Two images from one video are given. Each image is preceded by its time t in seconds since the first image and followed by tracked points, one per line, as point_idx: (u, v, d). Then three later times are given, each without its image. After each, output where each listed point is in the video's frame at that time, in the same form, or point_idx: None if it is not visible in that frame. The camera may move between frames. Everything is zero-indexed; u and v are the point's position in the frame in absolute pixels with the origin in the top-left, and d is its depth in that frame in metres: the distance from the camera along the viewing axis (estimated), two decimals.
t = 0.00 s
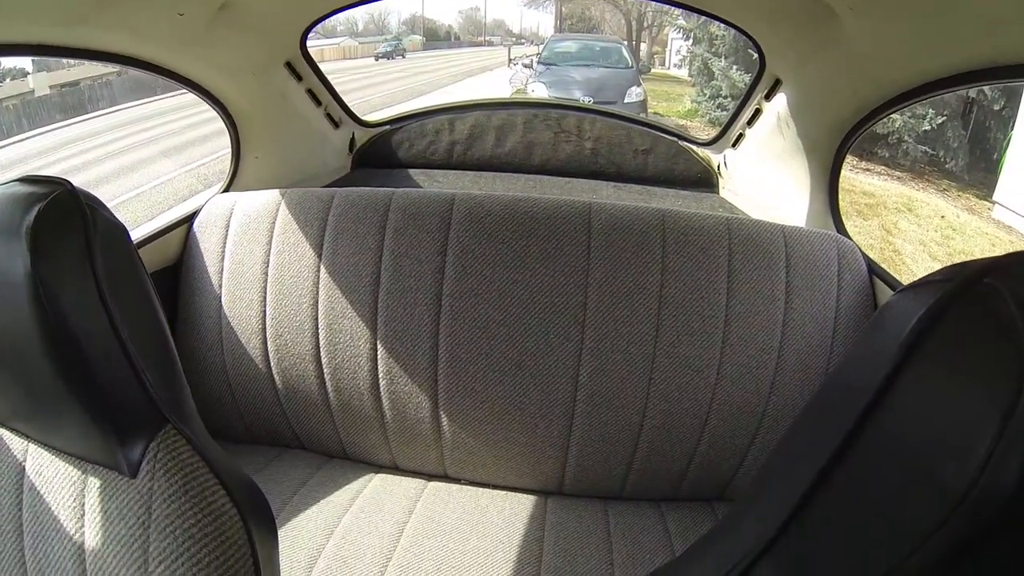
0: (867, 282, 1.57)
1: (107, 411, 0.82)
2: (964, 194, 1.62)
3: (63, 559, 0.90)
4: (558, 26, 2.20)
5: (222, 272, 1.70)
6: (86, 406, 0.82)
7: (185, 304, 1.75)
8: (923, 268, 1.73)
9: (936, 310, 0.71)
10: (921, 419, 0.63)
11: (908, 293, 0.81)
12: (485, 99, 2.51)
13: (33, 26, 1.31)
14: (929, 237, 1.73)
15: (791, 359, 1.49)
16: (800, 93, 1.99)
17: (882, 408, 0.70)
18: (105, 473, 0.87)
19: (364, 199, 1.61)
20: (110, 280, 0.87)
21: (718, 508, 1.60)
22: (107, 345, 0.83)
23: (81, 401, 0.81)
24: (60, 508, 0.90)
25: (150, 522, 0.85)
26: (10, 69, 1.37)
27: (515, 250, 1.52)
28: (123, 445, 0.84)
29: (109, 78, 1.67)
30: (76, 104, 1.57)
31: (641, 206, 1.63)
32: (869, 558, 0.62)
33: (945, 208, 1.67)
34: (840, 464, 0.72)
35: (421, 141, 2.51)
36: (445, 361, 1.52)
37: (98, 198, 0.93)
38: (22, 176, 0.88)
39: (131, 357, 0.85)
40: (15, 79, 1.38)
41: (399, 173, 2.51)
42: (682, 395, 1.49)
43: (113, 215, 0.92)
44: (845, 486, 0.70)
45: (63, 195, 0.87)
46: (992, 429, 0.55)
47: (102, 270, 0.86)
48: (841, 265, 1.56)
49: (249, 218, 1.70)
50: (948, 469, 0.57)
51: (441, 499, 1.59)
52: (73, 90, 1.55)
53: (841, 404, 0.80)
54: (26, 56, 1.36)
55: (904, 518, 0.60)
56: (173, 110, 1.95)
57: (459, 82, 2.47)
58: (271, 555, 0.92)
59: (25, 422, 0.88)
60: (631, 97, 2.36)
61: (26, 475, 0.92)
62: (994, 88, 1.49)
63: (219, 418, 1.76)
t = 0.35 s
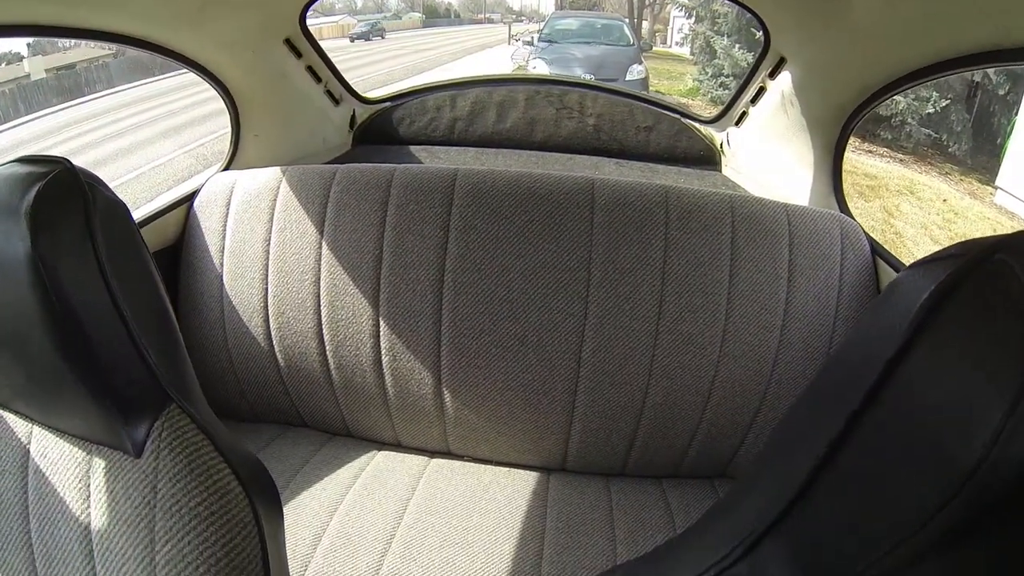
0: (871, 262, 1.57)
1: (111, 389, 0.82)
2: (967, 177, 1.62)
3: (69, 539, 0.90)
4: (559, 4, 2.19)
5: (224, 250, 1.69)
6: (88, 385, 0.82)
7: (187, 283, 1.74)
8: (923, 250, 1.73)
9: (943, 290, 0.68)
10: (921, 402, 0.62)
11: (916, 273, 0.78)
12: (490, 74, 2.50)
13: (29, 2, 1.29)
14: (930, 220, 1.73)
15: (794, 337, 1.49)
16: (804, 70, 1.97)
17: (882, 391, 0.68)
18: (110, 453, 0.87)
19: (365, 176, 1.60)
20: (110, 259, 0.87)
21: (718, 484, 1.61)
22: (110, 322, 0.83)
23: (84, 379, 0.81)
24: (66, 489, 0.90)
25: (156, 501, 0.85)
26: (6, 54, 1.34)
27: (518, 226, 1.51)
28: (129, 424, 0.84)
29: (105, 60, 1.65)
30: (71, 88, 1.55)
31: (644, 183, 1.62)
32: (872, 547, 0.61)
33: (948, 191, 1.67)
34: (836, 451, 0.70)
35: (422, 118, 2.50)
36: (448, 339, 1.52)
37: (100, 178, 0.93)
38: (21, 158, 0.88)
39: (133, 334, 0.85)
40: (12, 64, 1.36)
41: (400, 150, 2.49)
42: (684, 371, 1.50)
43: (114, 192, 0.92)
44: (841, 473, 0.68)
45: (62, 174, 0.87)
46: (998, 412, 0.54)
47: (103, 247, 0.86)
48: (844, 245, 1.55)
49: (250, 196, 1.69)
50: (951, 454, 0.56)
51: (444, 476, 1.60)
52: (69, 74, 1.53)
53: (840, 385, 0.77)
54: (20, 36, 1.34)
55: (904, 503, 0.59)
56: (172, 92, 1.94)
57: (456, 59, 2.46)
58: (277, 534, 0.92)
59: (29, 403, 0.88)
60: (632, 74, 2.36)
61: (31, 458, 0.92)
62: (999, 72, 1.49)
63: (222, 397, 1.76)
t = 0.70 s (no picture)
0: (875, 254, 1.57)
1: (125, 381, 0.82)
2: (967, 171, 1.61)
3: (81, 533, 0.90)
4: None
5: (230, 242, 1.69)
6: (99, 374, 0.81)
7: (193, 274, 1.74)
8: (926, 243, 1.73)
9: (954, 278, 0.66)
10: (927, 391, 0.60)
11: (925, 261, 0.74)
12: (495, 65, 2.47)
13: None
14: (932, 214, 1.73)
15: (799, 328, 1.50)
16: (809, 60, 1.96)
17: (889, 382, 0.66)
18: (122, 445, 0.87)
19: (372, 166, 1.60)
20: (122, 248, 0.86)
21: (723, 474, 1.62)
22: (122, 313, 0.83)
23: (98, 370, 0.81)
24: (78, 483, 0.90)
25: (170, 495, 0.85)
26: (4, 48, 1.34)
27: (524, 217, 1.51)
28: (143, 415, 0.84)
29: (104, 52, 1.64)
30: (71, 81, 1.55)
31: (651, 173, 1.62)
32: (868, 537, 0.59)
33: (948, 183, 1.67)
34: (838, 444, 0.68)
35: (426, 108, 2.49)
36: (455, 329, 1.53)
37: (109, 165, 0.92)
38: (31, 146, 0.87)
39: (145, 325, 0.85)
40: (10, 58, 1.36)
41: (404, 141, 2.50)
42: (691, 361, 1.50)
43: (124, 180, 0.91)
44: (842, 465, 0.66)
45: (72, 163, 0.86)
46: (1005, 400, 0.52)
47: (115, 237, 0.85)
48: (849, 236, 1.55)
49: (255, 187, 1.69)
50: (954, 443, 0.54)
51: (452, 465, 1.61)
52: (67, 69, 1.53)
53: (848, 382, 0.74)
54: (20, 29, 1.33)
55: (904, 492, 0.57)
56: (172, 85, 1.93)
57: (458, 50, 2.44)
58: (292, 522, 0.93)
59: (41, 396, 0.88)
60: (634, 65, 2.35)
61: (42, 452, 0.92)
62: (1000, 66, 1.50)
63: (228, 389, 1.77)
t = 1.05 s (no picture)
0: (879, 255, 1.57)
1: (129, 386, 0.82)
2: (967, 171, 1.61)
3: (85, 537, 0.90)
4: None
5: (232, 243, 1.69)
6: (105, 379, 0.81)
7: (195, 277, 1.74)
8: (928, 245, 1.70)
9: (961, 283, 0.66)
10: (935, 398, 0.60)
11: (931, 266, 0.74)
12: (496, 66, 2.49)
13: None
14: (932, 213, 1.72)
15: (803, 329, 1.49)
16: (811, 61, 1.96)
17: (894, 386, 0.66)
18: (127, 450, 0.87)
19: (376, 167, 1.60)
20: (126, 252, 0.86)
21: (727, 476, 1.62)
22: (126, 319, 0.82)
23: (103, 375, 0.81)
24: (83, 488, 0.89)
25: (176, 501, 0.85)
26: (4, 48, 1.33)
27: (528, 220, 1.51)
28: (147, 421, 0.84)
29: (105, 53, 1.63)
30: (71, 81, 1.54)
31: (655, 174, 1.62)
32: (875, 541, 0.60)
33: (949, 184, 1.66)
34: (843, 449, 0.67)
35: (429, 110, 2.48)
36: (459, 331, 1.52)
37: (114, 169, 0.91)
38: (34, 149, 0.86)
39: (150, 329, 0.84)
40: (11, 60, 1.35)
41: (405, 142, 2.49)
42: (695, 362, 1.50)
43: (127, 183, 0.90)
44: (849, 471, 0.66)
45: (75, 166, 0.85)
46: (1017, 410, 0.53)
47: (118, 241, 0.85)
48: (853, 238, 1.55)
49: (258, 189, 1.68)
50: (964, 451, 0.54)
51: (456, 467, 1.61)
52: (66, 69, 1.52)
53: (851, 387, 0.73)
54: (20, 30, 1.32)
55: (911, 497, 0.58)
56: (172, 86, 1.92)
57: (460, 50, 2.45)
58: (297, 526, 0.93)
59: (46, 400, 0.88)
60: (636, 65, 2.35)
61: (46, 457, 0.92)
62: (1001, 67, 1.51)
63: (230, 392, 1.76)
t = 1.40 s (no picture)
0: (879, 254, 1.57)
1: (134, 384, 0.82)
2: (968, 170, 1.61)
3: (88, 536, 0.90)
4: None
5: (234, 244, 1.69)
6: (111, 380, 0.81)
7: (196, 277, 1.74)
8: (927, 243, 1.70)
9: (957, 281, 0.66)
10: (935, 395, 0.60)
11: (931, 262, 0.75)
12: (496, 66, 2.49)
13: None
14: (932, 211, 1.71)
15: (804, 327, 1.50)
16: (812, 60, 1.96)
17: (898, 382, 0.65)
18: (129, 449, 0.87)
19: (379, 166, 1.60)
20: (133, 255, 0.86)
21: (729, 475, 1.62)
22: (130, 318, 0.83)
23: (109, 374, 0.81)
24: (86, 487, 0.89)
25: (179, 499, 0.85)
26: (5, 50, 1.32)
27: (529, 220, 1.51)
28: (152, 419, 0.84)
29: (104, 54, 1.63)
30: (71, 82, 1.55)
31: (657, 173, 1.62)
32: (875, 537, 0.59)
33: (949, 183, 1.66)
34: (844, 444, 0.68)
35: (429, 109, 2.49)
36: (461, 330, 1.53)
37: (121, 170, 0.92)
38: (41, 148, 0.86)
39: (155, 329, 0.84)
40: (11, 61, 1.34)
41: (406, 143, 2.50)
42: (696, 360, 1.50)
43: (133, 183, 0.90)
44: (851, 466, 0.67)
45: (81, 166, 0.85)
46: (1013, 408, 0.52)
47: (124, 241, 0.85)
48: (853, 236, 1.55)
49: (259, 189, 1.69)
50: (963, 448, 0.54)
51: (458, 466, 1.61)
52: (65, 70, 1.52)
53: (852, 385, 0.75)
54: (20, 32, 1.32)
55: (913, 493, 0.57)
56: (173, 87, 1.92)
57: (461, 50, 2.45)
58: (300, 523, 0.93)
59: (49, 399, 0.88)
60: (636, 65, 2.35)
61: (49, 456, 0.92)
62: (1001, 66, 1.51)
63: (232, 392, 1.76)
